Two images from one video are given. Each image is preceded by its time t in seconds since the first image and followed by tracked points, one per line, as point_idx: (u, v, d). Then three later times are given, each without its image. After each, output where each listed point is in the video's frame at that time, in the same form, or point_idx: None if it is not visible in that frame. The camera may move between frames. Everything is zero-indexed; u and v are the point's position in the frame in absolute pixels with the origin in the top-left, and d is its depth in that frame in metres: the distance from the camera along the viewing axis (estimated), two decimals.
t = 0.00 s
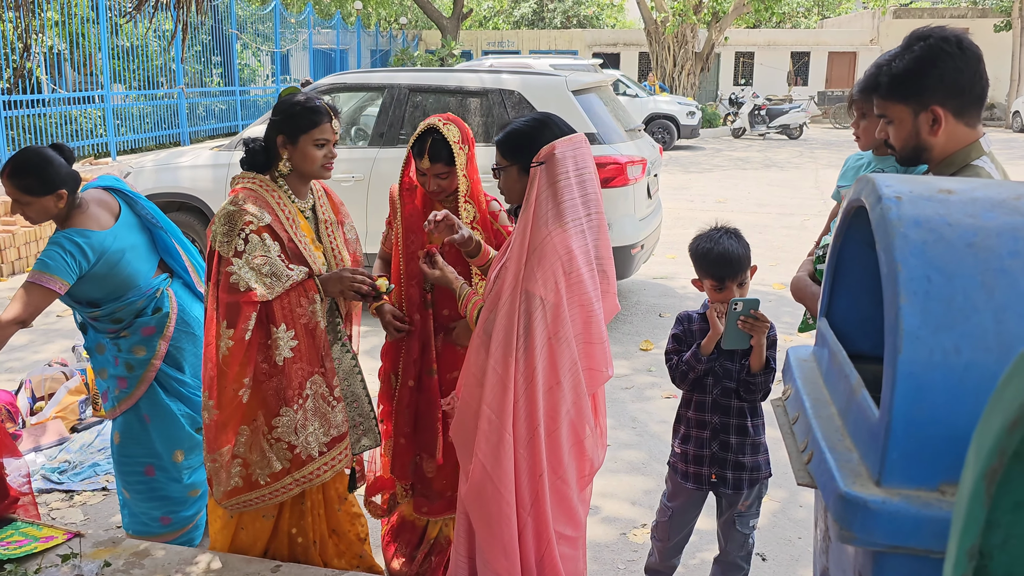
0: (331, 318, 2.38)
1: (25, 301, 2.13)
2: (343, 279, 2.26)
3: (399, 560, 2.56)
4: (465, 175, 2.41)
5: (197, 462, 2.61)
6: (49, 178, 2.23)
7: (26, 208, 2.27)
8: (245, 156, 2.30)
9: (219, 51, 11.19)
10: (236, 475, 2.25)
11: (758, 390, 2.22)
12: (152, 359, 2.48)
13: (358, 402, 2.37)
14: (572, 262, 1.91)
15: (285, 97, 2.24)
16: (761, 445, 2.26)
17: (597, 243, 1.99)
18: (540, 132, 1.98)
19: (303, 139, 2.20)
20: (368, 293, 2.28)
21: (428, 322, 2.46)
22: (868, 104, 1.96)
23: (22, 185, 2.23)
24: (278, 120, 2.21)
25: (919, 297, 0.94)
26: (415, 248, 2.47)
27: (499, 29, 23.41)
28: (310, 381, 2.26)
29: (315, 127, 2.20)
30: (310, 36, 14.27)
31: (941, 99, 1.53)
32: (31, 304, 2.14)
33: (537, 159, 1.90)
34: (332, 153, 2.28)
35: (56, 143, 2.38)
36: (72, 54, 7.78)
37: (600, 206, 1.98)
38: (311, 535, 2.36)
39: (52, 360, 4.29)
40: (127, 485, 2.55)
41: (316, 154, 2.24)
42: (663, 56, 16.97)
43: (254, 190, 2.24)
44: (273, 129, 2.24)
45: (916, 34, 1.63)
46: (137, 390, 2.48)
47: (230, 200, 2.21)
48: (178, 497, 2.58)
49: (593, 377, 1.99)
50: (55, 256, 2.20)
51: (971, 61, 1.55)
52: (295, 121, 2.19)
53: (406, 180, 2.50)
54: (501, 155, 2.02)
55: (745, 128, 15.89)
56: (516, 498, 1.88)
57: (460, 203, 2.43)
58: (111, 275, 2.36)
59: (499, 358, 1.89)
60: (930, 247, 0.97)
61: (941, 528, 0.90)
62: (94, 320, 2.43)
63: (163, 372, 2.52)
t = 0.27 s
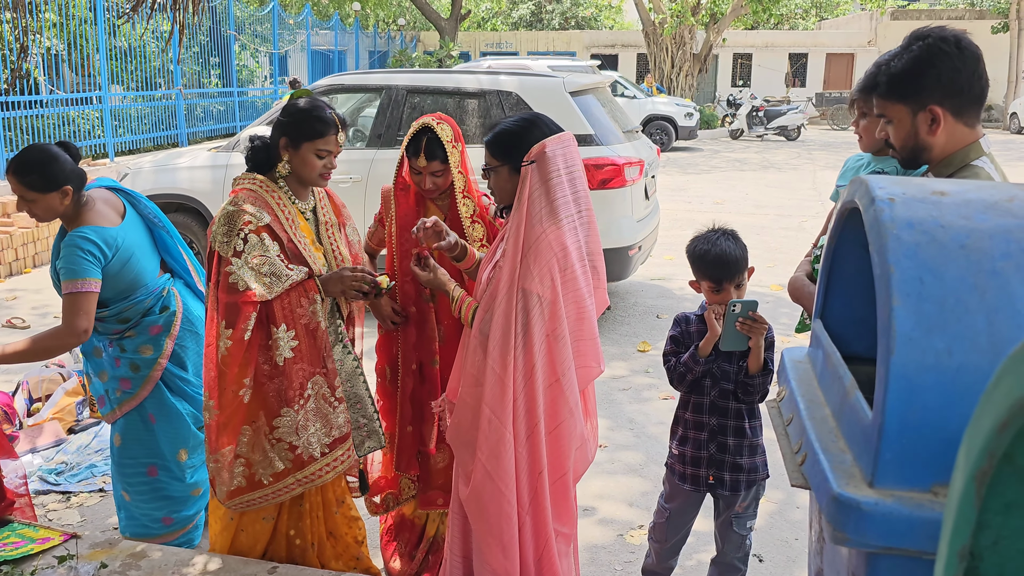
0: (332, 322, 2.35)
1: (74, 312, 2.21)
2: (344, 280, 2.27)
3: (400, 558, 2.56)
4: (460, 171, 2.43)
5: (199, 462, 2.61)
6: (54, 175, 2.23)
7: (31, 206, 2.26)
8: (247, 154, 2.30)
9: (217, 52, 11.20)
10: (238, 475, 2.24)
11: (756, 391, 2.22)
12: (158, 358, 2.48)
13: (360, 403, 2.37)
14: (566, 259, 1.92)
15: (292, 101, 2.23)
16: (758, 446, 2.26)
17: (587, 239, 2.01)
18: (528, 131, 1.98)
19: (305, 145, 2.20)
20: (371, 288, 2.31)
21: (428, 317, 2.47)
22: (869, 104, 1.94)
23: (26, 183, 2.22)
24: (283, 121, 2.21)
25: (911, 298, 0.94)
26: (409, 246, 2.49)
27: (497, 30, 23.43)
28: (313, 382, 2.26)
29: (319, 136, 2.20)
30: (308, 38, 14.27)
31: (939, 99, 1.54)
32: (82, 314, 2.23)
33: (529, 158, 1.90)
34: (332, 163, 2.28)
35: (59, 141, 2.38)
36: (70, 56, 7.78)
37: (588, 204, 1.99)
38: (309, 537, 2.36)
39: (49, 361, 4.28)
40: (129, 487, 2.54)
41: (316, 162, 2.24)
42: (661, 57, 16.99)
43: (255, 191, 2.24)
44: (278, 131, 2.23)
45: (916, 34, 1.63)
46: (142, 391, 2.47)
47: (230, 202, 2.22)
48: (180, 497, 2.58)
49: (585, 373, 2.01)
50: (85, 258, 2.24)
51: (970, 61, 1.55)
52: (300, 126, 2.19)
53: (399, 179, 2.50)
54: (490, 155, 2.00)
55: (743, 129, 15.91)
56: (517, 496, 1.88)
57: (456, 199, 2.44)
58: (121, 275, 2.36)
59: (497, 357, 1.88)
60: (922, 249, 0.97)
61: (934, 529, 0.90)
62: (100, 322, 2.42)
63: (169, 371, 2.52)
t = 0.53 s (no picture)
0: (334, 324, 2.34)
1: (130, 302, 2.28)
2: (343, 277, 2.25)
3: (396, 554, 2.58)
4: (455, 169, 2.46)
5: (201, 461, 2.60)
6: (64, 166, 2.28)
7: (41, 197, 2.31)
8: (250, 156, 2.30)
9: (216, 53, 11.21)
10: (237, 475, 2.24)
11: (756, 393, 2.22)
12: (163, 356, 2.47)
13: (359, 406, 2.36)
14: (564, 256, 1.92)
15: (297, 103, 2.24)
16: (758, 448, 2.27)
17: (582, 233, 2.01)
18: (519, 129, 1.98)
19: (309, 148, 2.21)
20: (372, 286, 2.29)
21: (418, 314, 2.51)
22: (870, 104, 1.93)
23: (37, 173, 2.28)
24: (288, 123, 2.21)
25: (908, 300, 0.94)
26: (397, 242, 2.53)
27: (496, 31, 23.43)
28: (310, 381, 2.26)
29: (324, 139, 2.21)
30: (307, 39, 14.27)
31: (945, 98, 1.54)
32: (139, 301, 2.31)
33: (522, 157, 1.90)
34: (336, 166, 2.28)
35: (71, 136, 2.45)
36: (69, 57, 7.78)
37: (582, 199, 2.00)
38: (309, 539, 2.35)
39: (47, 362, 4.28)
40: (131, 489, 2.53)
41: (319, 165, 2.24)
42: (660, 58, 16.99)
43: (257, 191, 2.24)
44: (283, 132, 2.24)
45: (921, 34, 1.63)
46: (147, 389, 2.47)
47: (232, 200, 2.22)
48: (183, 498, 2.57)
49: (582, 369, 2.01)
50: (115, 250, 2.28)
51: (976, 60, 1.55)
52: (304, 128, 2.20)
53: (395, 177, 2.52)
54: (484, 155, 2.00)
55: (742, 130, 15.91)
56: (518, 493, 1.88)
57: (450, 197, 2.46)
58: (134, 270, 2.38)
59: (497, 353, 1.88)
60: (919, 250, 0.97)
61: (931, 531, 0.90)
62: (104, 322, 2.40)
63: (173, 370, 2.52)
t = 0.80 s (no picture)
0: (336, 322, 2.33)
1: (143, 296, 2.30)
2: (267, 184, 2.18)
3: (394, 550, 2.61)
4: (454, 168, 2.46)
5: (202, 463, 2.61)
6: (80, 159, 2.30)
7: (54, 190, 2.31)
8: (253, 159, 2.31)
9: (217, 53, 11.23)
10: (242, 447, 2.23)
11: (756, 394, 2.22)
12: (169, 355, 2.48)
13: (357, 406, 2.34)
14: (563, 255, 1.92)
15: (299, 104, 2.25)
16: (758, 450, 2.27)
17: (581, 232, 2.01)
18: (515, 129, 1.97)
19: (312, 150, 2.22)
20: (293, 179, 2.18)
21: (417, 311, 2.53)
22: (875, 105, 1.93)
23: (52, 166, 2.28)
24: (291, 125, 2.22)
25: (909, 301, 0.94)
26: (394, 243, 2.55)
27: (497, 31, 23.45)
28: (289, 331, 2.19)
29: (328, 142, 2.22)
30: (307, 39, 14.27)
31: (952, 99, 1.54)
32: (149, 297, 2.32)
33: (520, 157, 1.90)
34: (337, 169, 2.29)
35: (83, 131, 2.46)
36: (70, 57, 7.78)
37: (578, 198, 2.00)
38: (310, 539, 2.35)
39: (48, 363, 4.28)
40: (131, 490, 2.52)
41: (322, 167, 2.25)
42: (660, 59, 16.99)
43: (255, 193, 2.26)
44: (285, 134, 2.24)
45: (927, 35, 1.63)
46: (152, 388, 2.47)
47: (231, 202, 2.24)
48: (183, 500, 2.57)
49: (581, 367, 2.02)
50: (128, 244, 2.28)
51: (983, 61, 1.55)
52: (308, 131, 2.20)
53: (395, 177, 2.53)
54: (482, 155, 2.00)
55: (743, 130, 15.91)
56: (519, 491, 1.88)
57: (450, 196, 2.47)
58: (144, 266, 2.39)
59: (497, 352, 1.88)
60: (920, 251, 0.97)
61: (933, 531, 0.90)
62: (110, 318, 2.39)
63: (176, 371, 2.52)
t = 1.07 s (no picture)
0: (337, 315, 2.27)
1: (148, 294, 2.30)
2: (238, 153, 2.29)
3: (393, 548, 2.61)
4: (454, 167, 2.47)
5: (201, 463, 2.62)
6: (92, 156, 2.30)
7: (65, 186, 2.31)
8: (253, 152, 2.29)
9: (218, 53, 11.24)
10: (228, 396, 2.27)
11: (757, 393, 2.22)
12: (171, 354, 2.48)
13: (343, 404, 2.27)
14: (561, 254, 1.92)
15: (306, 103, 2.24)
16: (759, 449, 2.26)
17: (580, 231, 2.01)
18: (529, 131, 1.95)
19: (318, 152, 2.22)
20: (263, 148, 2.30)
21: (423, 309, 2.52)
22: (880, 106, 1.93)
23: (64, 162, 2.28)
24: (297, 126, 2.22)
25: (914, 299, 0.94)
26: (385, 241, 2.59)
27: (497, 31, 23.45)
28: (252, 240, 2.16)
29: (334, 145, 2.22)
30: (308, 39, 14.28)
31: (958, 99, 1.54)
32: (154, 295, 2.32)
33: (524, 156, 1.91)
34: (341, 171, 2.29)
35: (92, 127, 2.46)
36: (70, 57, 7.78)
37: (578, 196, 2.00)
38: (311, 539, 2.35)
39: (49, 363, 4.28)
40: (130, 490, 2.52)
41: (327, 168, 2.25)
42: (661, 58, 16.98)
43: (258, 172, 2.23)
44: (290, 136, 2.24)
45: (932, 36, 1.63)
46: (153, 387, 2.47)
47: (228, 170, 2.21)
48: (181, 501, 2.57)
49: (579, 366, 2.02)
50: (137, 242, 2.28)
51: (988, 61, 1.55)
52: (314, 133, 2.21)
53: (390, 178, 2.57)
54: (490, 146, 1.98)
55: (743, 130, 15.90)
56: (516, 488, 1.88)
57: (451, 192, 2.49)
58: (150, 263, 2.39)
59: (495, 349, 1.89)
60: (925, 249, 0.97)
61: (938, 529, 0.90)
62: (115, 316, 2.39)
63: (177, 370, 2.52)
